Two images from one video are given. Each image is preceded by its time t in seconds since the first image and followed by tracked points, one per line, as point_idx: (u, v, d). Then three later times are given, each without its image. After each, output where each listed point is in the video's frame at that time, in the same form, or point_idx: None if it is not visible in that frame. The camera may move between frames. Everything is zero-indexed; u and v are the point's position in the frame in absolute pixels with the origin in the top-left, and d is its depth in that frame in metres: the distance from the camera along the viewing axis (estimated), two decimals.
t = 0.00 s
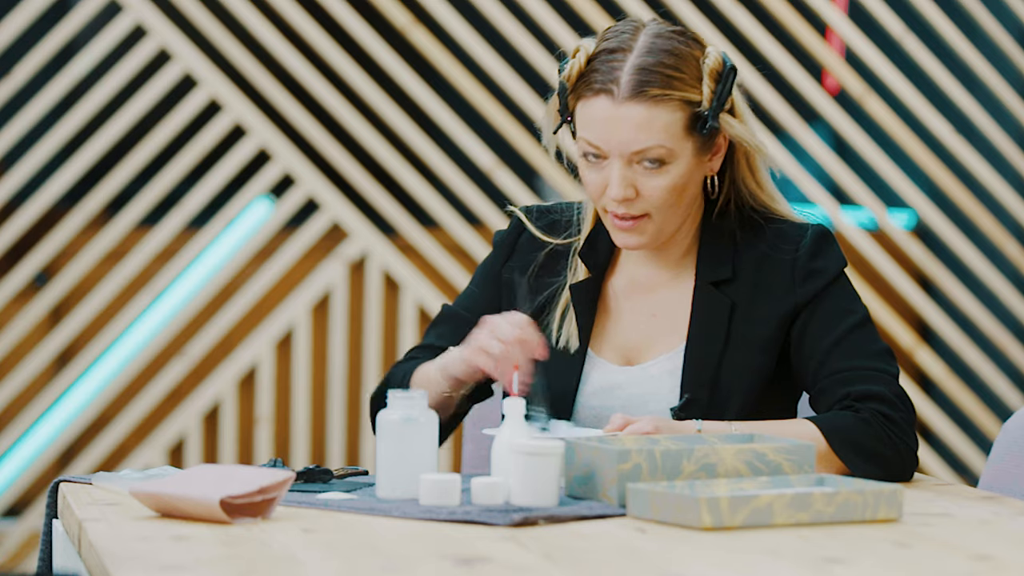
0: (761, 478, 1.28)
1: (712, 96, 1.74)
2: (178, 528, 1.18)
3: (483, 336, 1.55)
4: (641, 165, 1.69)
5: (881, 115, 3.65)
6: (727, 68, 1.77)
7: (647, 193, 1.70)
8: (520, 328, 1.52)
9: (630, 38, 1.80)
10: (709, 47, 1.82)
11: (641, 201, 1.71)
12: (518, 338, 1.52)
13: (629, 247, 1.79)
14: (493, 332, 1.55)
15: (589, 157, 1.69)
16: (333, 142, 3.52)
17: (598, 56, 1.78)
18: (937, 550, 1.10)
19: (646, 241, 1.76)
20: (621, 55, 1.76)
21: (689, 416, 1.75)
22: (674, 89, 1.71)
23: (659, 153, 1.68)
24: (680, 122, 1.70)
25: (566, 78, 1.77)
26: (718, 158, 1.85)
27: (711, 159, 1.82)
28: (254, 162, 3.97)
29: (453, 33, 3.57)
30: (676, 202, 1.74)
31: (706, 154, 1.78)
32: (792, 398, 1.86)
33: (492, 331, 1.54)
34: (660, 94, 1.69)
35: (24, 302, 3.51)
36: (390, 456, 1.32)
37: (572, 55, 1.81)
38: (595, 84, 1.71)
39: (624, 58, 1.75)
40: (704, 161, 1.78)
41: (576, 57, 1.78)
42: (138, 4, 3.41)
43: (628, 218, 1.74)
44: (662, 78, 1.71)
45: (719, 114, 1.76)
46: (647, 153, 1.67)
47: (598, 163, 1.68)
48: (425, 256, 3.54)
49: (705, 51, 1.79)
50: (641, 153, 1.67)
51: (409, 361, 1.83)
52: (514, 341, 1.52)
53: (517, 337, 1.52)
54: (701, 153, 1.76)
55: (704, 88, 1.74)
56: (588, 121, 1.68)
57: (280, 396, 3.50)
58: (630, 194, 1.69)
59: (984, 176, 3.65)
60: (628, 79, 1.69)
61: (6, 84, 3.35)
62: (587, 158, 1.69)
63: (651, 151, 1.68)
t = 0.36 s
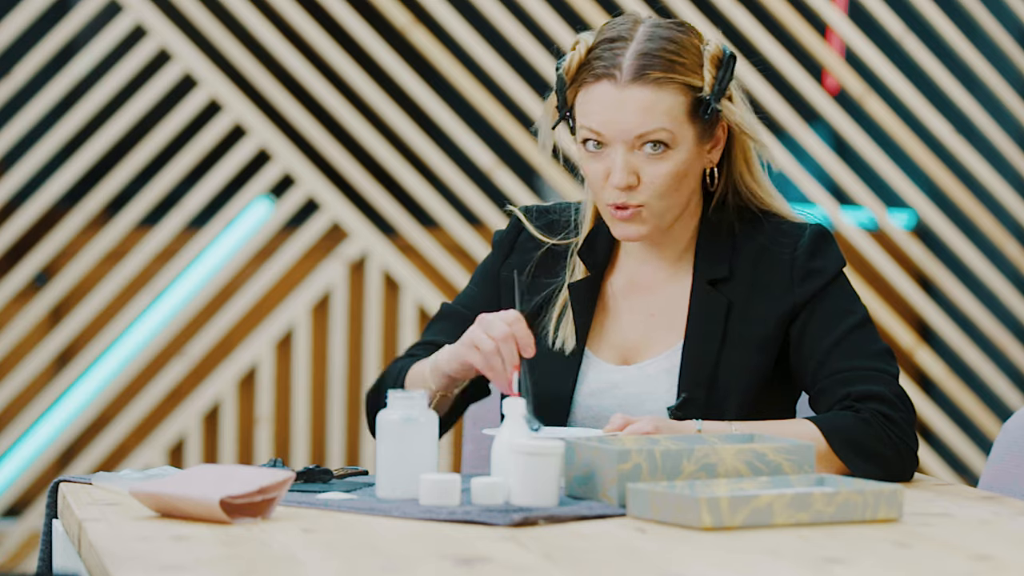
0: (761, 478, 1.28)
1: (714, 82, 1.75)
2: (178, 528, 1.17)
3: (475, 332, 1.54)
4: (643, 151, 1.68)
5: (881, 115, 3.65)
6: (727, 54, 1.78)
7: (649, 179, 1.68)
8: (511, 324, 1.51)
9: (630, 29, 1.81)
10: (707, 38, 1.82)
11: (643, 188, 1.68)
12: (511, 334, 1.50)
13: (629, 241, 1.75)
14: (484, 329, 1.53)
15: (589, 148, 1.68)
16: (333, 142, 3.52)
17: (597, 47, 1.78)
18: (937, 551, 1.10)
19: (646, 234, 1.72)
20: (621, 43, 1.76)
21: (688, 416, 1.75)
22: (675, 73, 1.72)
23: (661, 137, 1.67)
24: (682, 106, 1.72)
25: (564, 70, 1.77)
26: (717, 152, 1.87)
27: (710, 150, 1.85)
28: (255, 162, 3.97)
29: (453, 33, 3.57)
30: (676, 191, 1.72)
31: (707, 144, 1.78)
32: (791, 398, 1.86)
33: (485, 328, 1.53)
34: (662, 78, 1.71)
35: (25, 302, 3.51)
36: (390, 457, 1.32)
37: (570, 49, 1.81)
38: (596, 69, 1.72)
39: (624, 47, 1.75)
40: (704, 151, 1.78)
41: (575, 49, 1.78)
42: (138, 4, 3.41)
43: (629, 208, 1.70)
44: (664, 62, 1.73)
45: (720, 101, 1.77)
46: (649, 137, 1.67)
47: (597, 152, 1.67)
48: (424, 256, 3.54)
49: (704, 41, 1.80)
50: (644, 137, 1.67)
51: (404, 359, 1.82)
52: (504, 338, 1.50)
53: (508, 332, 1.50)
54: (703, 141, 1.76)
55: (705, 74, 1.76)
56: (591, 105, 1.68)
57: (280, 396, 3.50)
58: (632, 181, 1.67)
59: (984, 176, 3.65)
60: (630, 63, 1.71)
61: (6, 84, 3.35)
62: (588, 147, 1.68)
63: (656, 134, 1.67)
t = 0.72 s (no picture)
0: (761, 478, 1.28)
1: (713, 80, 1.75)
2: (178, 528, 1.17)
3: (484, 337, 1.54)
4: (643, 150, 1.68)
5: (881, 115, 3.65)
6: (726, 53, 1.77)
7: (650, 178, 1.69)
8: (521, 328, 1.53)
9: (629, 28, 1.80)
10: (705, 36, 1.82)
11: (644, 186, 1.69)
12: (522, 337, 1.52)
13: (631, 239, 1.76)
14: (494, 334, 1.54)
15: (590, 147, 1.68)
16: (333, 142, 3.52)
17: (598, 46, 1.78)
18: (937, 551, 1.10)
19: (648, 231, 1.74)
20: (621, 42, 1.76)
21: (688, 416, 1.75)
22: (674, 71, 1.72)
23: (660, 136, 1.68)
24: (682, 105, 1.71)
25: (565, 69, 1.77)
26: (719, 149, 1.88)
27: (710, 150, 1.85)
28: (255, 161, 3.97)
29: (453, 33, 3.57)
30: (677, 189, 1.73)
31: (707, 142, 1.78)
32: (791, 398, 1.86)
33: (493, 332, 1.54)
34: (662, 76, 1.70)
35: (25, 301, 3.51)
36: (390, 457, 1.32)
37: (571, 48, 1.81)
38: (596, 68, 1.72)
39: (624, 45, 1.75)
40: (704, 149, 1.77)
41: (575, 48, 1.78)
42: (138, 4, 3.41)
43: (630, 206, 1.72)
44: (664, 60, 1.72)
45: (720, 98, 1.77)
46: (649, 136, 1.67)
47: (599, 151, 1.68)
48: (424, 255, 3.54)
49: (704, 39, 1.80)
50: (643, 136, 1.67)
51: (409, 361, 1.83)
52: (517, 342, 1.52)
53: (520, 337, 1.52)
54: (703, 139, 1.76)
55: (705, 71, 1.75)
56: (590, 104, 1.68)
57: (280, 396, 3.50)
58: (633, 179, 1.68)
59: (984, 176, 3.65)
60: (629, 62, 1.71)
61: (6, 84, 3.35)
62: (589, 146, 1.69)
63: (655, 133, 1.67)
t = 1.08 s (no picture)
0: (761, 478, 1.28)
1: (712, 88, 1.74)
2: (178, 528, 1.17)
3: (495, 344, 1.54)
4: (641, 160, 1.68)
5: (881, 115, 3.65)
6: (725, 60, 1.76)
7: (649, 187, 1.70)
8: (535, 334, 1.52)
9: (628, 34, 1.80)
10: (706, 42, 1.81)
11: (643, 195, 1.71)
12: (535, 342, 1.51)
13: (631, 243, 1.79)
14: (505, 341, 1.54)
15: (589, 156, 1.68)
16: (333, 142, 3.52)
17: (596, 52, 1.78)
18: (936, 551, 1.10)
19: (647, 236, 1.77)
20: (619, 50, 1.76)
21: (689, 416, 1.75)
22: (672, 80, 1.71)
23: (658, 148, 1.67)
24: (680, 114, 1.70)
25: (564, 75, 1.77)
26: (718, 154, 1.86)
27: (710, 153, 1.83)
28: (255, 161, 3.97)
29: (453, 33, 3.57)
30: (676, 196, 1.74)
31: (706, 148, 1.77)
32: (792, 398, 1.86)
33: (506, 339, 1.53)
34: (659, 86, 1.69)
35: (25, 301, 3.51)
36: (390, 457, 1.32)
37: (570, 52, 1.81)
38: (594, 77, 1.71)
39: (622, 53, 1.75)
40: (703, 155, 1.77)
41: (575, 53, 1.79)
42: (138, 4, 3.41)
43: (629, 213, 1.74)
44: (661, 69, 1.71)
45: (719, 106, 1.76)
46: (646, 148, 1.67)
47: (598, 160, 1.68)
48: (424, 255, 3.54)
49: (703, 45, 1.79)
50: (641, 148, 1.67)
51: (413, 365, 1.82)
52: (528, 348, 1.51)
53: (531, 341, 1.51)
54: (701, 147, 1.75)
55: (703, 80, 1.74)
56: (587, 115, 1.68)
57: (280, 396, 3.50)
58: (631, 188, 1.69)
59: (984, 176, 3.65)
60: (626, 72, 1.70)
61: (6, 84, 3.35)
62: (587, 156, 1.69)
63: (651, 146, 1.67)
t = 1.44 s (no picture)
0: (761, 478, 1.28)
1: (719, 96, 1.74)
2: (178, 528, 1.17)
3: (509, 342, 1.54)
4: (646, 167, 1.68)
5: (881, 115, 3.65)
6: (733, 68, 1.75)
7: (652, 193, 1.70)
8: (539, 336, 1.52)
9: (636, 38, 1.79)
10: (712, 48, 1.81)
11: (646, 201, 1.70)
12: (546, 337, 1.50)
13: (632, 247, 1.79)
14: (515, 336, 1.53)
15: (593, 161, 1.69)
16: (333, 142, 3.52)
17: (603, 56, 1.77)
18: (937, 551, 1.10)
19: (648, 241, 1.77)
20: (626, 55, 1.75)
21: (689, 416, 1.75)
22: (679, 88, 1.70)
23: (663, 156, 1.67)
24: (686, 123, 1.70)
25: (571, 77, 1.76)
26: (722, 158, 1.86)
27: (715, 158, 1.83)
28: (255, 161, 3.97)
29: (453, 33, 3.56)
30: (679, 202, 1.74)
31: (711, 154, 1.77)
32: (792, 399, 1.86)
33: (517, 334, 1.53)
34: (666, 94, 1.68)
35: (25, 301, 3.51)
36: (390, 457, 1.32)
37: (576, 55, 1.80)
38: (601, 82, 1.70)
39: (629, 58, 1.74)
40: (707, 161, 1.77)
41: (581, 56, 1.78)
42: (138, 4, 3.41)
43: (632, 218, 1.74)
44: (668, 77, 1.70)
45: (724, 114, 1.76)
46: (651, 156, 1.67)
47: (602, 165, 1.69)
48: (424, 255, 3.54)
49: (710, 53, 1.79)
50: (646, 156, 1.67)
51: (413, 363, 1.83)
52: (539, 343, 1.50)
53: (543, 337, 1.50)
54: (706, 153, 1.75)
55: (710, 88, 1.74)
56: (592, 121, 1.67)
57: (280, 396, 3.50)
58: (635, 195, 1.69)
59: (984, 175, 3.65)
60: (634, 79, 1.69)
61: (6, 84, 3.35)
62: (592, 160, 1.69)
63: (657, 154, 1.67)
